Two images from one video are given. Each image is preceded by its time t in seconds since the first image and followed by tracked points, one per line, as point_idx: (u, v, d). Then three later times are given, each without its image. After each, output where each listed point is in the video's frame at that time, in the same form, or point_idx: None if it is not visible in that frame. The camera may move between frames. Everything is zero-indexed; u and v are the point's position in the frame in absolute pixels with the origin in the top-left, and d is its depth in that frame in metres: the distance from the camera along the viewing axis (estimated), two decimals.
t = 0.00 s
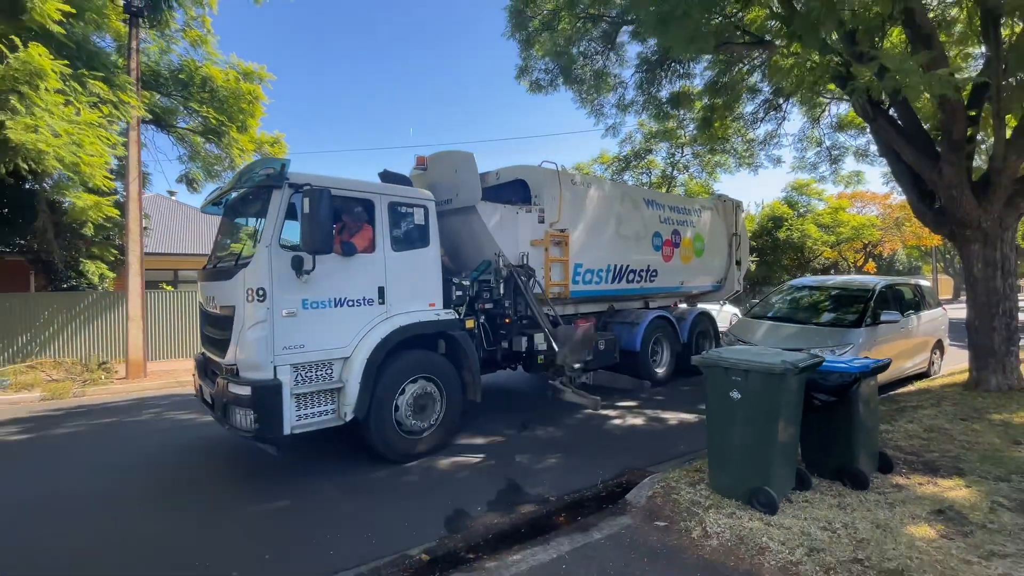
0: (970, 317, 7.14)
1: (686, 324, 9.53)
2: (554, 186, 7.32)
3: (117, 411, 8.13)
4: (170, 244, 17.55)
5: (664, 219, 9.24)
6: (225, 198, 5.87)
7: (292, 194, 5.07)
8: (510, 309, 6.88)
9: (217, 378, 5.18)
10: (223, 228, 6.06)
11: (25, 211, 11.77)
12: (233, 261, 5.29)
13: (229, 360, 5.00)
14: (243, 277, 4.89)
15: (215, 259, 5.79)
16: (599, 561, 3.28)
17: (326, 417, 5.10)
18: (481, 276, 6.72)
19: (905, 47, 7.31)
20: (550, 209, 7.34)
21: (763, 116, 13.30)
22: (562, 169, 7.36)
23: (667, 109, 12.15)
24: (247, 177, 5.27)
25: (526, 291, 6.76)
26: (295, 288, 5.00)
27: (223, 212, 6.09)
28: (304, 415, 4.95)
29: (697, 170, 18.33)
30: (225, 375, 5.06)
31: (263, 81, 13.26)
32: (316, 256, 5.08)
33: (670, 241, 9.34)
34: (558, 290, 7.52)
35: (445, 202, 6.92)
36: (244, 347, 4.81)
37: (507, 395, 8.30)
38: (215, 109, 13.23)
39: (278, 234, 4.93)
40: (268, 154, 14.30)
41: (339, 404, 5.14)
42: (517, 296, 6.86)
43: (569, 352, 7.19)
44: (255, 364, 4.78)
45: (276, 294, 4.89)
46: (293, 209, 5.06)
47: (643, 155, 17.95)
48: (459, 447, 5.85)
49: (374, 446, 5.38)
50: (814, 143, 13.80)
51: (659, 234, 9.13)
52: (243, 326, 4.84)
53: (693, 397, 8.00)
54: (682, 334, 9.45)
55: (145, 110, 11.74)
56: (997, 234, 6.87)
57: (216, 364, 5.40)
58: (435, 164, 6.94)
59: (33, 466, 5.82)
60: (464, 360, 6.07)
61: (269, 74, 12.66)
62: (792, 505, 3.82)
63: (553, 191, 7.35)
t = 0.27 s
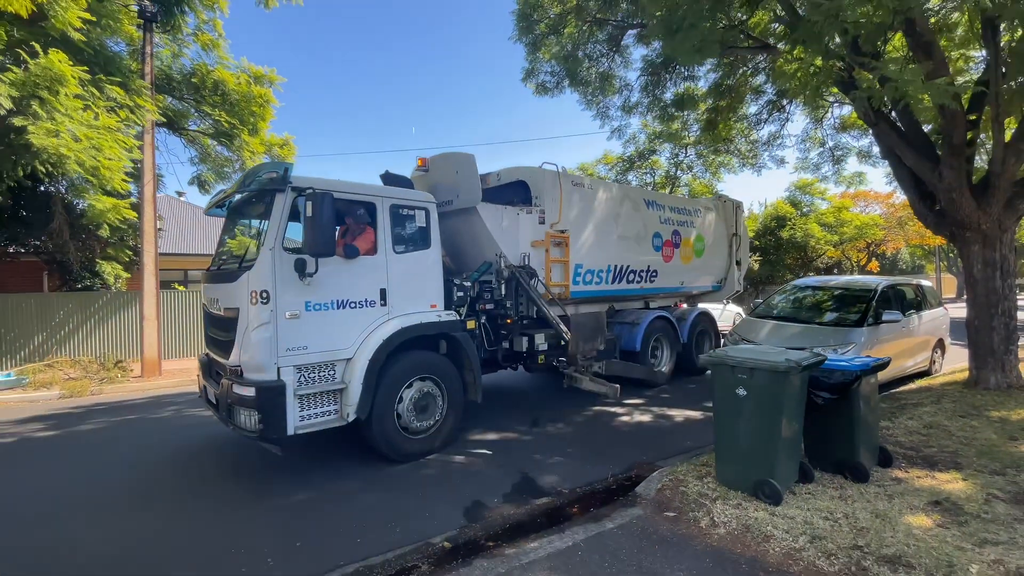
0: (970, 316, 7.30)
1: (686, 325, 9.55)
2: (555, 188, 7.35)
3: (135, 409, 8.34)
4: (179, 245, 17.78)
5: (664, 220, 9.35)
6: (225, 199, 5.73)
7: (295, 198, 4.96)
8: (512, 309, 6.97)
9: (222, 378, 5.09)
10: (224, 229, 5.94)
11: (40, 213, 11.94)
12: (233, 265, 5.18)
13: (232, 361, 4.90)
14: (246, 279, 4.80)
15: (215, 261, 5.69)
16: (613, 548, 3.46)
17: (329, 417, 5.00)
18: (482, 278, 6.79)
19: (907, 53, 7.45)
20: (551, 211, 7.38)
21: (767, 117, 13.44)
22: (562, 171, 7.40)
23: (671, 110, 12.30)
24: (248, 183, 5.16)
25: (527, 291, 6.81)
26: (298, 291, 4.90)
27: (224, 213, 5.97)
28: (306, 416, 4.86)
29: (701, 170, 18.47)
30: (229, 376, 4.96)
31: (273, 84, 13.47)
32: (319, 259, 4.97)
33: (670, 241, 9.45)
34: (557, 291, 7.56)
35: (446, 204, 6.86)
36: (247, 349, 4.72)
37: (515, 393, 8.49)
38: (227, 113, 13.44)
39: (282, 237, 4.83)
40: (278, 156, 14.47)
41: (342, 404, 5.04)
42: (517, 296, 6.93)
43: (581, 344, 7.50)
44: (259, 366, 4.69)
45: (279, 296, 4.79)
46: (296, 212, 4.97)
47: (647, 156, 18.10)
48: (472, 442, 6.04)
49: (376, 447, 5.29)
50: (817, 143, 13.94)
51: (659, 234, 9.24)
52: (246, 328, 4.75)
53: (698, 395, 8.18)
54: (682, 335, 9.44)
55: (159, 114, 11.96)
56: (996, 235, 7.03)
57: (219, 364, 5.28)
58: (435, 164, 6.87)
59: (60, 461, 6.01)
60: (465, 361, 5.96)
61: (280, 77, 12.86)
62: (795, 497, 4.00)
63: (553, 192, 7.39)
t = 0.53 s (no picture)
0: (970, 314, 7.41)
1: (686, 324, 9.60)
2: (555, 188, 7.46)
3: (149, 405, 8.52)
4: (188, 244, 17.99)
5: (664, 220, 9.47)
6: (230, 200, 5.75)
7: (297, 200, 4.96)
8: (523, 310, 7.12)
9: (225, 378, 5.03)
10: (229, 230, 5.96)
11: (51, 212, 12.14)
12: (237, 266, 5.19)
13: (235, 361, 4.87)
14: (248, 281, 4.79)
15: (221, 262, 5.72)
16: (617, 536, 3.60)
17: (331, 416, 5.00)
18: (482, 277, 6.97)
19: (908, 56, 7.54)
20: (550, 211, 7.50)
21: (770, 116, 13.52)
22: (562, 172, 7.51)
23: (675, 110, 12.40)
24: (251, 185, 5.13)
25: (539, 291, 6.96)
26: (299, 292, 4.88)
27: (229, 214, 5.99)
28: (308, 415, 4.86)
29: (704, 169, 18.57)
30: (231, 375, 4.91)
31: (281, 85, 13.65)
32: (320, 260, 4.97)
33: (669, 240, 9.56)
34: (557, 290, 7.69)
35: (446, 204, 6.98)
36: (250, 349, 4.71)
37: (521, 389, 8.64)
38: (235, 113, 13.64)
39: (283, 239, 4.82)
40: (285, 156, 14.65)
41: (343, 403, 5.05)
42: (529, 297, 7.08)
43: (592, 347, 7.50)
44: (261, 366, 4.68)
45: (281, 297, 4.78)
46: (297, 214, 4.96)
47: (650, 155, 18.20)
48: (480, 437, 6.19)
49: (378, 446, 5.30)
50: (820, 142, 14.02)
51: (659, 233, 9.35)
52: (248, 329, 4.74)
53: (701, 392, 8.31)
54: (682, 333, 9.51)
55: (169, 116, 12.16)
56: (996, 234, 7.13)
57: (223, 364, 5.21)
58: (436, 165, 6.96)
59: (79, 455, 6.19)
60: (465, 360, 5.99)
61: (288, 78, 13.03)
62: (794, 488, 4.13)
63: (553, 193, 7.50)
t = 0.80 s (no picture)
0: (971, 311, 7.47)
1: (690, 321, 9.67)
2: (559, 186, 7.54)
3: (160, 400, 8.67)
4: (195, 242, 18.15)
5: (667, 217, 9.53)
6: (242, 199, 5.85)
7: (308, 198, 5.06)
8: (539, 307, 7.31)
9: (239, 373, 5.15)
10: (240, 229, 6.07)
11: (61, 211, 12.24)
12: (250, 264, 5.29)
13: (250, 356, 4.99)
14: (262, 277, 4.90)
15: (233, 260, 5.84)
16: (620, 526, 3.71)
17: (342, 410, 5.12)
18: (487, 275, 7.11)
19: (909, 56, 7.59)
20: (554, 208, 7.57)
21: (774, 114, 13.55)
22: (566, 170, 7.58)
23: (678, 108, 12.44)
24: (264, 184, 5.22)
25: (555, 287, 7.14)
26: (311, 288, 5.00)
27: (241, 213, 6.10)
28: (320, 408, 4.97)
29: (708, 167, 18.61)
30: (246, 370, 5.03)
31: (287, 84, 13.78)
32: (331, 258, 5.08)
33: (672, 238, 9.63)
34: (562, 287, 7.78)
35: (452, 203, 7.07)
36: (264, 344, 4.83)
37: (526, 385, 8.75)
38: (242, 113, 13.78)
39: (296, 236, 4.93)
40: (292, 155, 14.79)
41: (354, 397, 5.16)
42: (545, 293, 7.28)
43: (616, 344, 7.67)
44: (275, 361, 4.79)
45: (295, 294, 4.89)
46: (309, 212, 5.07)
47: (654, 153, 18.25)
48: (486, 431, 6.31)
49: (387, 439, 5.43)
50: (824, 139, 14.03)
51: (662, 231, 9.41)
52: (262, 324, 4.86)
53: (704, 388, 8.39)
54: (685, 329, 9.59)
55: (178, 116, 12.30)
56: (997, 231, 7.19)
57: (237, 359, 5.32)
58: (441, 164, 7.06)
59: (94, 448, 6.34)
60: (472, 356, 6.10)
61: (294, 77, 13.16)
62: (793, 481, 4.23)
63: (557, 191, 7.57)
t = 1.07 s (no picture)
0: (975, 306, 7.51)
1: (694, 316, 9.71)
2: (564, 182, 7.61)
3: (172, 394, 8.81)
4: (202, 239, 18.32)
5: (671, 213, 9.59)
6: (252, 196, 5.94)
7: (319, 193, 5.14)
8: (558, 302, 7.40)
9: (251, 365, 5.26)
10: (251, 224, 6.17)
11: (71, 208, 12.39)
12: (261, 259, 5.39)
13: (262, 348, 5.10)
14: (274, 271, 5.00)
15: (244, 255, 5.94)
16: (625, 514, 3.80)
17: (352, 401, 5.22)
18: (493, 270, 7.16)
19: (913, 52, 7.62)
20: (560, 204, 7.64)
21: (779, 110, 13.55)
22: (571, 166, 7.65)
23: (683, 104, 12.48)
24: (274, 181, 5.29)
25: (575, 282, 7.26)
26: (322, 282, 5.10)
27: (251, 209, 6.19)
28: (330, 399, 5.07)
29: (713, 163, 18.62)
30: (258, 362, 5.14)
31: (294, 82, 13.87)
32: (342, 252, 5.17)
33: (677, 234, 9.68)
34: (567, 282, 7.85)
35: (459, 198, 7.16)
36: (276, 336, 4.93)
37: (531, 380, 8.84)
38: (249, 111, 13.89)
39: (307, 232, 5.03)
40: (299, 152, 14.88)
41: (363, 388, 5.26)
42: (564, 288, 7.39)
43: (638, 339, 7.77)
44: (287, 353, 4.90)
45: (306, 287, 4.99)
46: (320, 207, 5.16)
47: (659, 149, 18.27)
48: (492, 423, 6.41)
49: (396, 430, 5.53)
50: (829, 135, 14.03)
51: (666, 227, 9.47)
52: (275, 317, 4.96)
53: (708, 383, 8.46)
54: (690, 325, 9.64)
55: (186, 114, 12.43)
56: (1001, 227, 7.22)
57: (248, 351, 5.43)
58: (448, 161, 7.14)
59: (109, 439, 6.47)
60: (478, 350, 6.18)
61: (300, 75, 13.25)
62: (795, 471, 4.30)
63: (562, 186, 7.64)
